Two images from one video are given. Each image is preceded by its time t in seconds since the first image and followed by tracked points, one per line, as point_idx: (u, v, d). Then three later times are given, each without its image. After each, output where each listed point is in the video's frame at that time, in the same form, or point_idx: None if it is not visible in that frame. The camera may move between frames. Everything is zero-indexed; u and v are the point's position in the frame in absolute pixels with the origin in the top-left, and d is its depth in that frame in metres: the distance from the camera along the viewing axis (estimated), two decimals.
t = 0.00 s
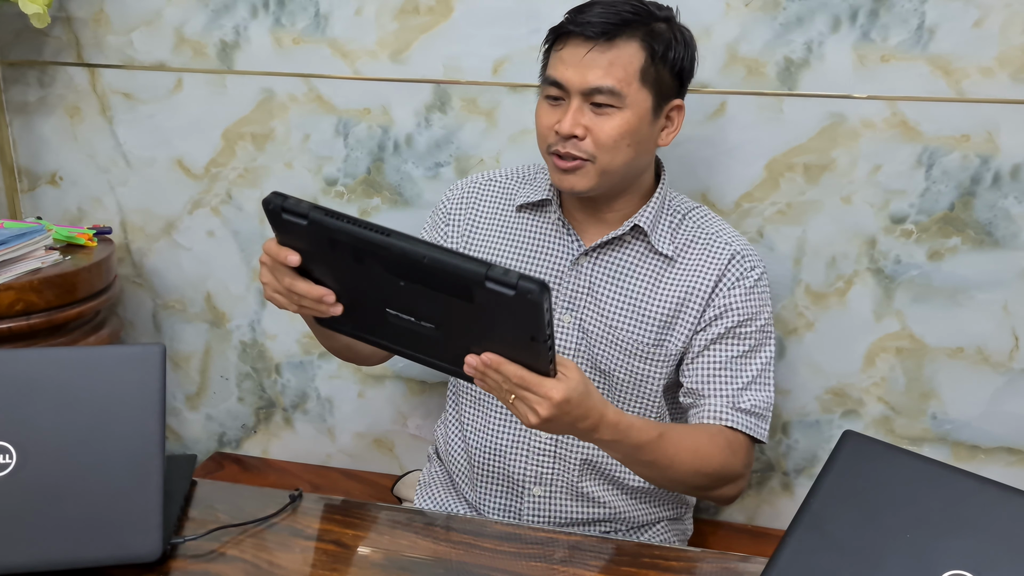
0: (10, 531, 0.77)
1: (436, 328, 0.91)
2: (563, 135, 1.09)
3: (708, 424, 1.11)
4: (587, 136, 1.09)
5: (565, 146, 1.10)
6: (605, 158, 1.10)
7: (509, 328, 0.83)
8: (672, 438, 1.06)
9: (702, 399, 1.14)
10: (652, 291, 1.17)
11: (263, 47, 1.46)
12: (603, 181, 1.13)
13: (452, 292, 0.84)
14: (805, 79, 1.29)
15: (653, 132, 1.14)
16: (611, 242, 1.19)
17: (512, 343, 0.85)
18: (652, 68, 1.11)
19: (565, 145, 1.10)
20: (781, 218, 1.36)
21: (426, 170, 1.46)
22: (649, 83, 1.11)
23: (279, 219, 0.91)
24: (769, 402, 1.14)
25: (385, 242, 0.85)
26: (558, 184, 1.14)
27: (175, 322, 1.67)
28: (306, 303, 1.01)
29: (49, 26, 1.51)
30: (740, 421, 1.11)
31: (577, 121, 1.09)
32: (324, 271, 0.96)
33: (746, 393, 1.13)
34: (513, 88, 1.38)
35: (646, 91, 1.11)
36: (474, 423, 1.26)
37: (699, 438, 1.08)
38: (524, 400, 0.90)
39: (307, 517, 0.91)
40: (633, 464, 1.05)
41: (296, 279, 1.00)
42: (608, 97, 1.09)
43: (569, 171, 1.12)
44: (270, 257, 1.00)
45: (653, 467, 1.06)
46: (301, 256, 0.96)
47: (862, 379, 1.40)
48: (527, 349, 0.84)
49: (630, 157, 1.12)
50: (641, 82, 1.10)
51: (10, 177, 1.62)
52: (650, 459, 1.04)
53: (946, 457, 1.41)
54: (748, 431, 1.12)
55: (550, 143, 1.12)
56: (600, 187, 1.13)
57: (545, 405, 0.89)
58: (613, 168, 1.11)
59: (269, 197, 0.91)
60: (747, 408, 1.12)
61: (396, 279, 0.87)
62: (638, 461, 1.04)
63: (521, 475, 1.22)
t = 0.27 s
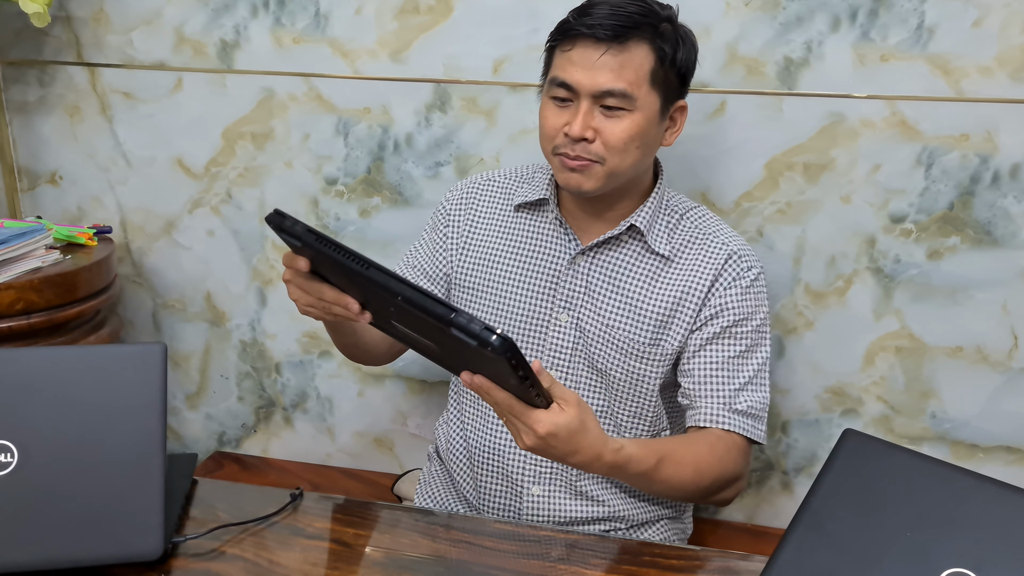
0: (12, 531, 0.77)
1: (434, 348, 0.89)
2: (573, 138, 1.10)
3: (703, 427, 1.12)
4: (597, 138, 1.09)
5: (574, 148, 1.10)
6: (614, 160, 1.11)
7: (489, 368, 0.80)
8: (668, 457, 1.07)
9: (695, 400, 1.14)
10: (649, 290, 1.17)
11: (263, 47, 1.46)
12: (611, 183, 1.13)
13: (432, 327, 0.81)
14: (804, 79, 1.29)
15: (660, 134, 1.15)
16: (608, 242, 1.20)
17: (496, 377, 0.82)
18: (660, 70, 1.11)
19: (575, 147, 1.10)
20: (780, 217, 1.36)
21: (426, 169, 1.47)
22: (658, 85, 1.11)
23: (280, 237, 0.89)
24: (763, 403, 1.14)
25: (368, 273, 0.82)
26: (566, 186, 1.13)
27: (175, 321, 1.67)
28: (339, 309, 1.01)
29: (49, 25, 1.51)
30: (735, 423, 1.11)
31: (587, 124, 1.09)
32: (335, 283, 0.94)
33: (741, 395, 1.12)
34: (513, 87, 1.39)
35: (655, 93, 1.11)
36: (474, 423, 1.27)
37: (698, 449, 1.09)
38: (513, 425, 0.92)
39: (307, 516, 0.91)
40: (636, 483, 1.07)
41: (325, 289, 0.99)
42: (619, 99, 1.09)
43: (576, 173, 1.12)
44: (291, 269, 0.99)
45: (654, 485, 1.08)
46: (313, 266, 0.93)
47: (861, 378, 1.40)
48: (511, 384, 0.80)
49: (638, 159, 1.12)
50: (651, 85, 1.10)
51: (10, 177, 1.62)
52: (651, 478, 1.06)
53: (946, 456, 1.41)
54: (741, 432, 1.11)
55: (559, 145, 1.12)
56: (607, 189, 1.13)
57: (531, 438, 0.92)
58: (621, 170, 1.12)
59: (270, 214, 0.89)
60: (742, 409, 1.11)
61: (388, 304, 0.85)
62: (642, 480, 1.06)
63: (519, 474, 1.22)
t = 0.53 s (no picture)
0: (14, 529, 0.77)
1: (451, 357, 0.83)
2: (588, 142, 1.10)
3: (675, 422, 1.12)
4: (611, 142, 1.10)
5: (588, 152, 1.11)
6: (627, 165, 1.12)
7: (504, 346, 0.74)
8: (657, 456, 1.06)
9: (673, 397, 1.14)
10: (643, 290, 1.18)
11: (263, 46, 1.46)
12: (622, 186, 1.14)
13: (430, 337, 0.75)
14: (803, 78, 1.30)
15: (668, 137, 1.16)
16: (604, 241, 1.20)
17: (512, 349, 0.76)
18: (672, 74, 1.12)
19: (589, 150, 1.11)
20: (779, 216, 1.36)
21: (426, 168, 1.47)
22: (669, 89, 1.12)
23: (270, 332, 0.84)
24: (744, 402, 1.14)
25: (355, 322, 0.76)
26: (577, 188, 1.14)
27: (175, 320, 1.67)
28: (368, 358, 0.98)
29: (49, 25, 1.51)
30: (707, 421, 1.11)
31: (603, 128, 1.09)
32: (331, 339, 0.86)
33: (717, 393, 1.13)
34: (512, 87, 1.39)
35: (667, 97, 1.12)
36: (472, 421, 1.27)
37: (678, 447, 1.08)
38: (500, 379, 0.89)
39: (308, 513, 0.92)
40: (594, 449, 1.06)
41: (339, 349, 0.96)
42: (634, 104, 1.09)
43: (589, 176, 1.12)
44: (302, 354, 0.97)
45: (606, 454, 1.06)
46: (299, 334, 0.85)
47: (859, 377, 1.41)
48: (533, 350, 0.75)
49: (648, 163, 1.14)
50: (664, 90, 1.11)
51: (10, 177, 1.62)
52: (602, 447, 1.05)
53: (944, 454, 1.41)
54: (714, 430, 1.11)
55: (572, 147, 1.12)
56: (617, 191, 1.15)
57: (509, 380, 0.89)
58: (633, 173, 1.13)
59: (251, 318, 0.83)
60: (717, 407, 1.11)
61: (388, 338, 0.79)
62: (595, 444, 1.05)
63: (516, 471, 1.23)
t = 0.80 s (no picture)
0: (15, 529, 0.78)
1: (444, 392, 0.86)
2: (606, 146, 1.10)
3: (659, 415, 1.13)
4: (628, 149, 1.10)
5: (603, 154, 1.11)
6: (639, 171, 1.12)
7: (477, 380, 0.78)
8: (637, 447, 1.07)
9: (658, 392, 1.15)
10: (639, 289, 1.19)
11: (262, 47, 1.47)
12: (629, 191, 1.15)
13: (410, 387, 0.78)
14: (799, 79, 1.30)
15: (676, 147, 1.18)
16: (601, 241, 1.21)
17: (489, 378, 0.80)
18: (690, 87, 1.13)
19: (605, 154, 1.11)
20: (776, 217, 1.37)
21: (424, 169, 1.47)
22: (686, 102, 1.14)
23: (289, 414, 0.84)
24: (730, 399, 1.14)
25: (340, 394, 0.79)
26: (587, 187, 1.14)
27: (174, 321, 1.68)
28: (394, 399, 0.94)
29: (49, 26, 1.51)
30: (688, 415, 1.11)
31: (622, 134, 1.10)
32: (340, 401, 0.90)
33: (699, 389, 1.13)
34: (510, 88, 1.40)
35: (683, 110, 1.13)
36: (471, 419, 1.28)
37: (658, 439, 1.08)
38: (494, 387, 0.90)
39: (307, 512, 0.92)
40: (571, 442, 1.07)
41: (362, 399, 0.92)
42: (655, 114, 1.10)
43: (601, 178, 1.13)
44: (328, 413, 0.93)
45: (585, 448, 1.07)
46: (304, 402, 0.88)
47: (856, 376, 1.41)
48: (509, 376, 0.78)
49: (658, 172, 1.15)
50: (681, 101, 1.12)
51: (10, 177, 1.62)
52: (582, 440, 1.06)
53: (940, 453, 1.42)
54: (695, 425, 1.11)
55: (588, 148, 1.12)
56: (624, 195, 1.16)
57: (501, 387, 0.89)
58: (642, 180, 1.14)
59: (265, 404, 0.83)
60: (698, 402, 1.12)
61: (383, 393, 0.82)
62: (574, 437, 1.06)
63: (514, 469, 1.24)
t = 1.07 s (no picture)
0: (12, 529, 0.78)
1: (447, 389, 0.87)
2: (608, 150, 1.10)
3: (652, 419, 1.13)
4: (630, 153, 1.10)
5: (605, 158, 1.11)
6: (639, 176, 1.13)
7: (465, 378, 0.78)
8: (618, 450, 1.08)
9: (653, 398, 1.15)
10: (637, 291, 1.19)
11: (260, 47, 1.47)
12: (629, 195, 1.15)
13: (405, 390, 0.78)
14: (796, 80, 1.31)
15: (678, 153, 1.18)
16: (600, 243, 1.21)
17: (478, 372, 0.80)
18: (694, 93, 1.13)
19: (606, 158, 1.11)
20: (773, 217, 1.37)
21: (422, 170, 1.48)
22: (689, 108, 1.14)
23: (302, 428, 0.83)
24: (724, 404, 1.14)
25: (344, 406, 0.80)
26: (587, 190, 1.14)
27: (172, 321, 1.68)
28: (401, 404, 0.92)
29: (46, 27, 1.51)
30: (681, 420, 1.11)
31: (624, 138, 1.10)
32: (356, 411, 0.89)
33: (692, 393, 1.13)
34: (507, 89, 1.40)
35: (686, 116, 1.13)
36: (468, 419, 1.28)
37: (639, 443, 1.09)
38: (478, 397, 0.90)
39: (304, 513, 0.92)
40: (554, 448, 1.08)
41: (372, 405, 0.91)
42: (658, 120, 1.10)
43: (601, 181, 1.13)
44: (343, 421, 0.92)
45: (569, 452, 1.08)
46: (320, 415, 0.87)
47: (853, 376, 1.42)
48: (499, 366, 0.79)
49: (659, 177, 1.15)
50: (685, 107, 1.12)
51: (7, 178, 1.62)
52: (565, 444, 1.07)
53: (937, 453, 1.42)
54: (690, 431, 1.12)
55: (590, 151, 1.12)
56: (624, 199, 1.16)
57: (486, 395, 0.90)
58: (642, 185, 1.14)
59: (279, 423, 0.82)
60: (691, 406, 1.12)
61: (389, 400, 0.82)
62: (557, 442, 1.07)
63: (511, 470, 1.24)
